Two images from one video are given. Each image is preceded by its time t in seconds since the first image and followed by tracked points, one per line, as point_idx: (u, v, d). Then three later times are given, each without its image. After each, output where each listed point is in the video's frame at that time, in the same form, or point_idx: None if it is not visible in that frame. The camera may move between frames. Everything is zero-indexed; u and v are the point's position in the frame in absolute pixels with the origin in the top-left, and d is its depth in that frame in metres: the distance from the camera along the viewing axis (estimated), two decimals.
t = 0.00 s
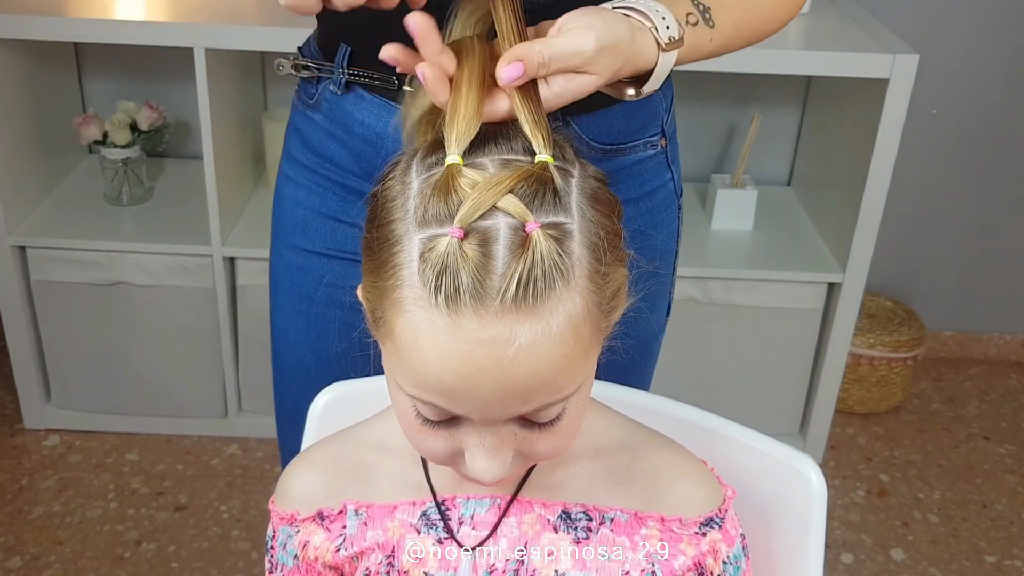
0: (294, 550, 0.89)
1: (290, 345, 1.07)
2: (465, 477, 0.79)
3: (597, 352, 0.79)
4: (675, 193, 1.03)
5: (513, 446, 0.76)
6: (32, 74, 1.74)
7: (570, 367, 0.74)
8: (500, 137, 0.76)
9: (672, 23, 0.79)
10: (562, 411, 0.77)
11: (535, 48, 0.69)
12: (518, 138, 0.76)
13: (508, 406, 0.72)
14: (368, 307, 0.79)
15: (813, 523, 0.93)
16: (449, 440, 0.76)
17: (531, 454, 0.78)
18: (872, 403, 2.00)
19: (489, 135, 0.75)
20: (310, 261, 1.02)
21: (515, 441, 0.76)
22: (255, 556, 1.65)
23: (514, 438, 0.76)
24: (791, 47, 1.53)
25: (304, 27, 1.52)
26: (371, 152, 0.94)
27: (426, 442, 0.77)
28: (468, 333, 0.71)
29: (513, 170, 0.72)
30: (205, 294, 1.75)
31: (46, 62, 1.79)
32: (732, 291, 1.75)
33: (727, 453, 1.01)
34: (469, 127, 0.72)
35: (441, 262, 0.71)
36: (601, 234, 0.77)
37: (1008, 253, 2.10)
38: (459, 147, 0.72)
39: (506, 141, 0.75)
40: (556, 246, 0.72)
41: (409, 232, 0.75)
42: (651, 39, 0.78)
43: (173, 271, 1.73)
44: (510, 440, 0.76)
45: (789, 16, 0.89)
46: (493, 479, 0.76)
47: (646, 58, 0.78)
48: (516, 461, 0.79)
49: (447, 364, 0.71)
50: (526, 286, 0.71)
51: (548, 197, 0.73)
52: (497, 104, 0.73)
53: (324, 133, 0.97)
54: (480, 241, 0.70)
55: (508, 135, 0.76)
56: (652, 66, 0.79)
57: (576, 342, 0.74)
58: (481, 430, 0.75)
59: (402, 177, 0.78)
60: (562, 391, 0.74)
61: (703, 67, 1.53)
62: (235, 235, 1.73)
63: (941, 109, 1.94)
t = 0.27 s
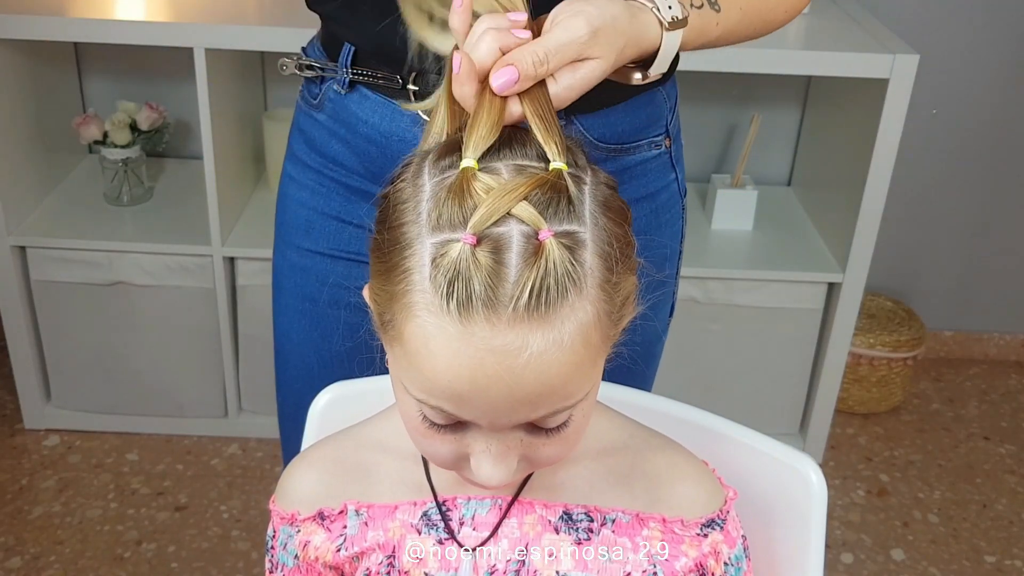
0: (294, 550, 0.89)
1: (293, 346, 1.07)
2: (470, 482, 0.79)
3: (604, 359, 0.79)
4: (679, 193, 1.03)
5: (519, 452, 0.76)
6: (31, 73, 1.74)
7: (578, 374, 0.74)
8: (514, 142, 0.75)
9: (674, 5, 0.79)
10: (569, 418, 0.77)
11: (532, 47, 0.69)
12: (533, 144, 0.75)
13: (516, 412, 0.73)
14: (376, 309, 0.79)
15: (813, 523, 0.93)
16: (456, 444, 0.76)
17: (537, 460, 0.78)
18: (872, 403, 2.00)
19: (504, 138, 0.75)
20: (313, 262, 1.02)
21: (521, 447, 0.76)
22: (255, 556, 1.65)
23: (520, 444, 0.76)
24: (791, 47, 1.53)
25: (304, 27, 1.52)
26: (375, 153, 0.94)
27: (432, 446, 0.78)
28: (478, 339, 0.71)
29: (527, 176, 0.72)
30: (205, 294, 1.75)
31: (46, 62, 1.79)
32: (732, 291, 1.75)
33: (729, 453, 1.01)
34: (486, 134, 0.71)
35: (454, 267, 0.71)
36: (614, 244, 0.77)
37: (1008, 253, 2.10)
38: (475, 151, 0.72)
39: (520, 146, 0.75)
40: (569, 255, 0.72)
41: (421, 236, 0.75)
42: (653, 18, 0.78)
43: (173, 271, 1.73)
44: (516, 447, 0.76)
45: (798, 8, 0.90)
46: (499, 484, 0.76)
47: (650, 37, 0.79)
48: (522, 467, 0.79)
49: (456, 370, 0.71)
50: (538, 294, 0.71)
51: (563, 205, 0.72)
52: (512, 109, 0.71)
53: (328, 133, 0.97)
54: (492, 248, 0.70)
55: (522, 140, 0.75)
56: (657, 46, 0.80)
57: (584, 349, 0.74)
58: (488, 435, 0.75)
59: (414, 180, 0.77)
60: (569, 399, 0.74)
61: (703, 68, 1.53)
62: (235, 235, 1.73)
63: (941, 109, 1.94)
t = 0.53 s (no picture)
0: (294, 550, 0.89)
1: (296, 343, 1.06)
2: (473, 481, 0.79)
3: (609, 362, 0.79)
4: (680, 189, 1.03)
5: (523, 452, 0.76)
6: (31, 73, 1.73)
7: (583, 376, 0.74)
8: (528, 143, 0.74)
9: None
10: (573, 420, 0.77)
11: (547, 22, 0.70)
12: (544, 148, 0.74)
13: (521, 413, 0.72)
14: (381, 308, 0.80)
15: (813, 524, 0.93)
16: (460, 444, 0.76)
17: (541, 461, 0.78)
18: (872, 403, 2.00)
19: (516, 139, 0.74)
20: (318, 259, 1.02)
21: (526, 448, 0.76)
22: (255, 556, 1.65)
23: (524, 444, 0.76)
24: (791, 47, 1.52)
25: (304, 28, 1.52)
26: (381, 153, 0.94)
27: (436, 445, 0.77)
28: (485, 339, 0.71)
29: (538, 177, 0.72)
30: (205, 294, 1.75)
31: (46, 62, 1.79)
32: (732, 291, 1.75)
33: (729, 452, 1.01)
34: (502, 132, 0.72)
35: (463, 267, 0.71)
36: (622, 247, 0.77)
37: (1008, 253, 2.10)
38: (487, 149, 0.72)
39: (531, 148, 0.74)
40: (578, 257, 0.72)
41: (429, 236, 0.75)
42: None
43: (173, 271, 1.73)
44: (520, 447, 0.76)
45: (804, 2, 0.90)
46: (503, 485, 0.76)
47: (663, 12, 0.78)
48: (525, 468, 0.79)
49: (462, 369, 0.71)
50: (546, 295, 0.71)
51: (574, 207, 0.73)
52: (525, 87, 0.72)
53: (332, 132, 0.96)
54: (502, 249, 0.70)
55: (534, 143, 0.74)
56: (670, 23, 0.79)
57: (591, 352, 0.74)
58: (492, 436, 0.75)
59: (422, 179, 0.77)
60: (574, 401, 0.74)
61: (703, 68, 1.53)
62: (235, 235, 1.73)
63: (942, 108, 1.94)
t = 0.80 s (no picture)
0: (294, 550, 0.89)
1: (297, 344, 1.06)
2: (471, 480, 0.79)
3: (606, 359, 0.79)
4: (680, 188, 1.03)
5: (520, 451, 0.76)
6: (31, 73, 1.74)
7: (580, 374, 0.74)
8: (521, 141, 0.75)
9: None
10: (570, 418, 0.77)
11: None
12: (539, 145, 0.75)
13: (518, 411, 0.72)
14: (379, 306, 0.80)
15: (813, 523, 0.93)
16: (457, 442, 0.76)
17: (538, 459, 0.78)
18: (872, 403, 2.00)
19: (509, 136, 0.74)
20: (319, 259, 1.02)
21: (523, 446, 0.76)
22: (255, 556, 1.65)
23: (521, 442, 0.76)
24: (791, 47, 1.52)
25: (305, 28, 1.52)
26: (385, 150, 0.96)
27: (434, 444, 0.78)
28: (482, 336, 0.71)
29: (534, 174, 0.72)
30: (205, 294, 1.75)
31: (46, 62, 1.79)
32: (732, 291, 1.75)
33: (728, 452, 1.01)
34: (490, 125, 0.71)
35: (459, 264, 0.71)
36: (617, 244, 0.77)
37: (1008, 253, 2.10)
38: (480, 146, 0.72)
39: (525, 145, 0.74)
40: (574, 253, 0.72)
41: (426, 233, 0.75)
42: None
43: (173, 271, 1.73)
44: (518, 446, 0.76)
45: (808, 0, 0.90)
46: (500, 483, 0.76)
47: None
48: (523, 466, 0.79)
49: (460, 367, 0.71)
50: (543, 292, 0.71)
51: (570, 203, 0.72)
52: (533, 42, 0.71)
53: (335, 131, 0.97)
54: (498, 245, 0.70)
55: (528, 141, 0.75)
56: None
57: (587, 349, 0.74)
58: (490, 434, 0.75)
59: (420, 176, 0.77)
60: (571, 399, 0.74)
61: (703, 68, 1.53)
62: (235, 235, 1.73)
63: (942, 109, 1.94)
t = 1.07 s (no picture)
0: (294, 551, 0.88)
1: (297, 341, 1.07)
2: (472, 478, 0.79)
3: (607, 357, 0.79)
4: (680, 188, 1.03)
5: (521, 448, 0.76)
6: (31, 73, 1.73)
7: (581, 371, 0.74)
8: (522, 137, 0.75)
9: None
10: (571, 415, 0.77)
11: None
12: (539, 142, 0.75)
13: (519, 409, 0.72)
14: (379, 305, 0.80)
15: (813, 523, 0.93)
16: (458, 440, 0.76)
17: (539, 457, 0.78)
18: (872, 403, 2.00)
19: (510, 134, 0.75)
20: (318, 257, 1.02)
21: (523, 444, 0.76)
22: (255, 556, 1.65)
23: (522, 441, 0.76)
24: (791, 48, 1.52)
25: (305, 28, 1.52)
26: (383, 148, 0.95)
27: (434, 442, 0.78)
28: (482, 334, 0.71)
29: (534, 171, 0.72)
30: (205, 294, 1.75)
31: (46, 62, 1.79)
32: (732, 291, 1.75)
33: (727, 451, 1.01)
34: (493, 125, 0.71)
35: (460, 261, 0.71)
36: (617, 241, 0.77)
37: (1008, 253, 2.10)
38: (481, 144, 0.72)
39: (526, 143, 0.74)
40: (574, 250, 0.72)
41: (427, 230, 0.75)
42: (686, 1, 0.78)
43: (173, 271, 1.73)
44: (518, 443, 0.76)
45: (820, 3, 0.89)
46: (501, 481, 0.76)
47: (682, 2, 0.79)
48: (524, 464, 0.79)
49: (460, 364, 0.71)
50: (543, 289, 0.71)
51: (569, 200, 0.72)
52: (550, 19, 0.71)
53: (334, 129, 0.97)
54: (499, 243, 0.70)
55: (529, 139, 0.75)
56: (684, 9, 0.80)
57: (588, 346, 0.74)
58: (491, 432, 0.75)
59: (420, 175, 0.77)
60: (572, 396, 0.74)
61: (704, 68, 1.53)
62: (235, 235, 1.73)
63: (941, 108, 1.94)
